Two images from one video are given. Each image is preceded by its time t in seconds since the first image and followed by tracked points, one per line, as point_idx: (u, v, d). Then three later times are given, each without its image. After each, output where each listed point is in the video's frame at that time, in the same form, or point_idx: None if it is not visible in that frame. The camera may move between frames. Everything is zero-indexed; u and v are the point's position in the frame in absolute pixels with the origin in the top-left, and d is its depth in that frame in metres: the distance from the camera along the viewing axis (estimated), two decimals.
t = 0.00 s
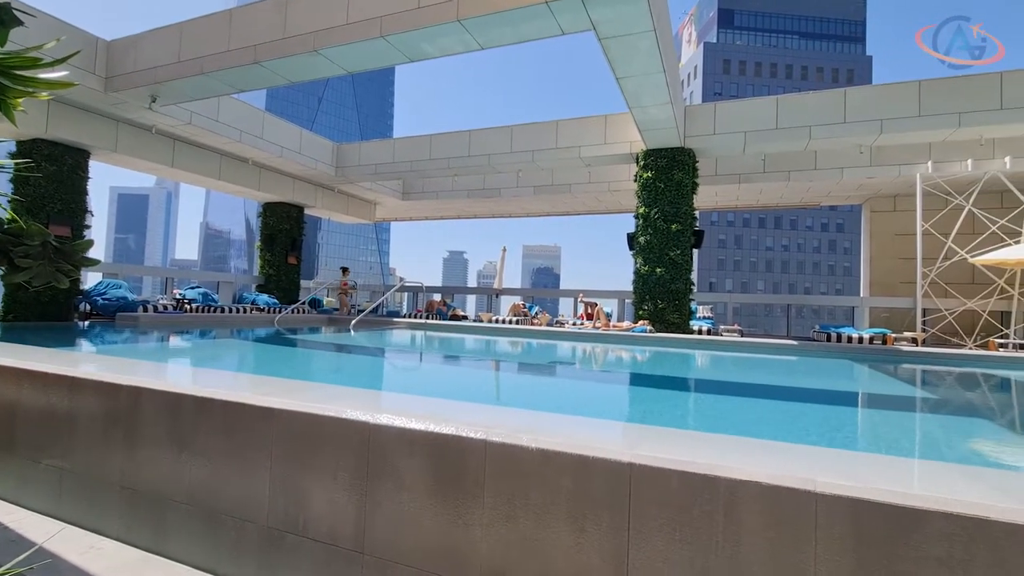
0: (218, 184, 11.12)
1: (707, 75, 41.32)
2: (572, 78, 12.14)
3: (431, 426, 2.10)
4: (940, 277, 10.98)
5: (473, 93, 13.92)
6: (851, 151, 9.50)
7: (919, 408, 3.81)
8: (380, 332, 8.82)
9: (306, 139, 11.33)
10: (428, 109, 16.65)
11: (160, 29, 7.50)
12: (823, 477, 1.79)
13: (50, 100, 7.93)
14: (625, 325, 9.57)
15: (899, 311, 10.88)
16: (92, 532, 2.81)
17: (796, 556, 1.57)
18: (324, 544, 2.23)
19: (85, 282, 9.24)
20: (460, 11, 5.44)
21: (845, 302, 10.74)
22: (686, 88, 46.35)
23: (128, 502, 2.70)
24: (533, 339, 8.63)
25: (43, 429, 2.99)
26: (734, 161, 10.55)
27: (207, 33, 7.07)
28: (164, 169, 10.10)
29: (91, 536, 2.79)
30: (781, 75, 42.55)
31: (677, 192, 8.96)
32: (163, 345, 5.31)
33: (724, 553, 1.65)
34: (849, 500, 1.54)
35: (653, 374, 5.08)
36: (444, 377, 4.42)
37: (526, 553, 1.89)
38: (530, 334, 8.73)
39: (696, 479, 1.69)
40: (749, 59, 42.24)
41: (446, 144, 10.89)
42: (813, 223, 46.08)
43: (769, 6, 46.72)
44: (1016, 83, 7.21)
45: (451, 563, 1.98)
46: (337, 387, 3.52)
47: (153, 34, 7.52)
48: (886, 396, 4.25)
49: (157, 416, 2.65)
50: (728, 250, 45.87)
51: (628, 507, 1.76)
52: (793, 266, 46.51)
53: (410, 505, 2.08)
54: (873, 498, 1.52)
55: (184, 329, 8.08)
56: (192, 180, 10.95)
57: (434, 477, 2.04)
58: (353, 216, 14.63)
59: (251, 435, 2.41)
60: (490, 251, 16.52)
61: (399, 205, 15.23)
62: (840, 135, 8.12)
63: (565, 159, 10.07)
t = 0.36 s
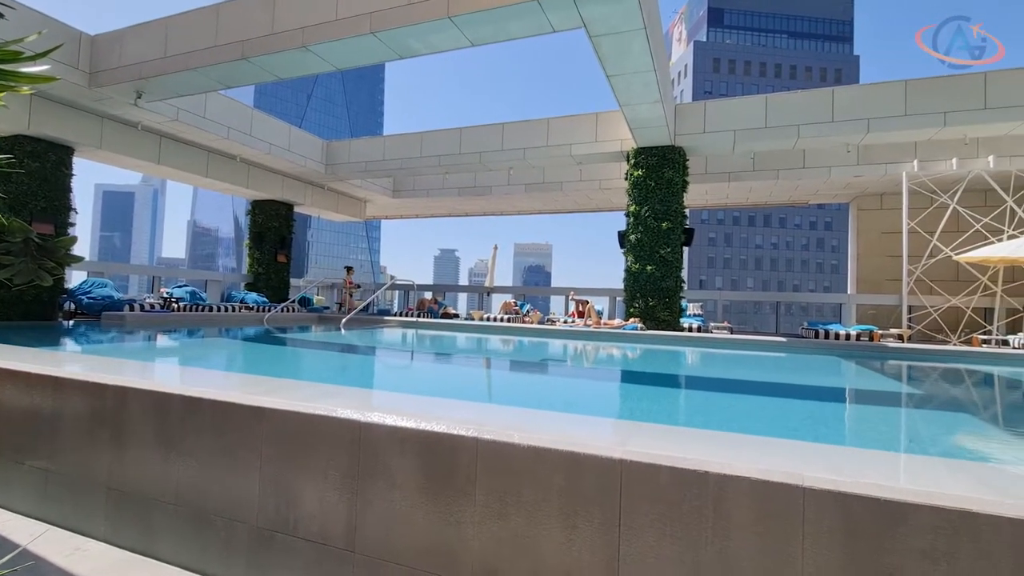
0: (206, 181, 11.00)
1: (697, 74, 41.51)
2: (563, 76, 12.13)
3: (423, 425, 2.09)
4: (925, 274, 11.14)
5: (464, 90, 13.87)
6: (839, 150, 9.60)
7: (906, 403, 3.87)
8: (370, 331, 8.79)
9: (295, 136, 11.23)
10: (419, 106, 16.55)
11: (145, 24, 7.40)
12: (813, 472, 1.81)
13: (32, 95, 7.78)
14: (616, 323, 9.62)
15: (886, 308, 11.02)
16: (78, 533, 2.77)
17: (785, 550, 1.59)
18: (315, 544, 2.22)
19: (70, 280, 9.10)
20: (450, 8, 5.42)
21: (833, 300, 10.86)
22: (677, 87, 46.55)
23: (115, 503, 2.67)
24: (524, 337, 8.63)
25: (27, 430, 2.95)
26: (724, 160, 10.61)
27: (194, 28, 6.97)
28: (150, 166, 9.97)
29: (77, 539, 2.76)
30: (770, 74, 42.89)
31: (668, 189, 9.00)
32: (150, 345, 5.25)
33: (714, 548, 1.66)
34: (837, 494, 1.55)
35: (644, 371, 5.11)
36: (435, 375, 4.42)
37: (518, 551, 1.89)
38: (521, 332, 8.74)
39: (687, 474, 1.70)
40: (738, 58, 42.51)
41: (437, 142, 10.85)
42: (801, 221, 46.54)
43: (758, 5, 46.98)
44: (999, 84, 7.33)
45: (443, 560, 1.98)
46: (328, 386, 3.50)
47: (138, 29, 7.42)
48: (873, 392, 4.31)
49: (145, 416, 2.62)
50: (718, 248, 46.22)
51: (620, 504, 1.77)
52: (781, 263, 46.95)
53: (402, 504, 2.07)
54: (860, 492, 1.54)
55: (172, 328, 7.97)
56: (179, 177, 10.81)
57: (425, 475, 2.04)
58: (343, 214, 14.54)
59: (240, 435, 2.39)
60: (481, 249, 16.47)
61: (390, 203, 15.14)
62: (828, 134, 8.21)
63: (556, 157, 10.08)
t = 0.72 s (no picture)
0: (192, 178, 10.86)
1: (687, 72, 41.68)
2: (554, 74, 12.12)
3: (413, 423, 2.09)
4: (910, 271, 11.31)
5: (454, 87, 13.81)
6: (826, 148, 9.70)
7: (890, 399, 3.93)
8: (360, 329, 8.75)
9: (284, 132, 11.12)
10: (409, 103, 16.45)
11: (130, 18, 7.29)
12: (801, 467, 1.83)
13: (12, 90, 7.62)
14: (606, 320, 9.66)
15: (871, 305, 11.17)
16: (61, 536, 2.73)
17: (773, 545, 1.61)
18: (304, 544, 2.20)
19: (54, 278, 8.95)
20: (441, 5, 5.39)
21: (820, 297, 10.97)
22: (666, 86, 46.71)
23: (100, 504, 2.63)
24: (515, 334, 8.63)
25: (9, 431, 2.90)
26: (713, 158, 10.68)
27: (180, 22, 6.88)
28: (135, 162, 9.82)
29: (61, 541, 2.72)
30: (759, 74, 43.19)
31: (658, 188, 9.04)
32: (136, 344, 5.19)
33: (703, 542, 1.68)
34: (824, 488, 1.57)
35: (634, 369, 5.13)
36: (425, 373, 4.41)
37: (509, 549, 1.89)
38: (512, 330, 8.75)
39: (676, 470, 1.72)
40: (727, 57, 42.76)
41: (427, 139, 10.80)
42: (789, 219, 46.99)
43: (747, 5, 47.23)
44: (983, 84, 7.44)
45: (433, 558, 1.98)
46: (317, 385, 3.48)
47: (122, 23, 7.30)
48: (859, 388, 4.37)
49: (131, 417, 2.59)
50: (707, 246, 46.55)
51: (610, 500, 1.78)
52: (769, 261, 47.41)
53: (393, 503, 2.07)
54: (846, 486, 1.56)
55: (158, 327, 7.87)
56: (165, 174, 10.67)
57: (416, 474, 2.03)
58: (333, 212, 14.43)
59: (228, 435, 2.36)
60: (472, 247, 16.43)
61: (380, 201, 15.05)
62: (815, 133, 8.29)
63: (547, 154, 10.08)
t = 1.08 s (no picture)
0: (177, 175, 10.71)
1: (676, 72, 41.87)
2: (544, 72, 12.12)
3: (403, 421, 2.08)
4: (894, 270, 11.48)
5: (444, 85, 13.74)
6: (812, 148, 9.81)
7: (875, 395, 3.99)
8: (349, 328, 8.68)
9: (271, 129, 11.00)
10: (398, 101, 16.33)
11: (113, 12, 7.17)
12: (788, 463, 1.85)
13: None
14: (596, 318, 9.69)
15: (857, 303, 11.32)
16: (45, 538, 2.69)
17: (760, 540, 1.63)
18: (293, 544, 2.19)
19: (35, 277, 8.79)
20: (430, 2, 5.36)
21: (806, 295, 11.11)
22: (655, 85, 46.90)
23: (84, 506, 2.59)
24: (505, 333, 8.63)
25: None
26: (701, 157, 10.74)
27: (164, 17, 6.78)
28: (119, 159, 9.66)
29: (45, 543, 2.68)
30: (747, 74, 43.54)
31: (647, 186, 9.08)
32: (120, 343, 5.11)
33: (692, 538, 1.69)
34: (810, 483, 1.60)
35: (624, 366, 5.15)
36: (414, 372, 4.39)
37: (499, 546, 1.90)
38: (502, 328, 8.76)
39: (665, 467, 1.73)
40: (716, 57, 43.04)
41: (417, 137, 10.75)
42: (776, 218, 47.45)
43: (735, 5, 47.55)
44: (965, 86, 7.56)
45: (423, 556, 1.98)
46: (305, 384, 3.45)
47: (105, 17, 7.18)
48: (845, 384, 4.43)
49: (115, 417, 2.55)
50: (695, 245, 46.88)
51: (600, 497, 1.79)
52: (757, 260, 47.85)
53: (382, 502, 2.06)
54: (832, 481, 1.58)
55: (143, 326, 7.76)
56: (150, 171, 10.52)
57: (406, 473, 2.03)
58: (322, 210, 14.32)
59: (215, 434, 2.34)
60: (461, 245, 16.36)
61: (369, 198, 14.94)
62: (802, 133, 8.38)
63: (537, 153, 10.08)
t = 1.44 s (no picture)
0: (162, 172, 10.55)
1: (665, 71, 42.12)
2: (534, 71, 12.11)
3: (392, 420, 2.08)
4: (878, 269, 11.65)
5: (433, 83, 13.67)
6: (799, 148, 9.93)
7: (859, 392, 4.06)
8: (338, 327, 8.63)
9: (258, 126, 10.88)
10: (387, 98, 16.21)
11: (95, 6, 7.04)
12: (773, 459, 1.87)
13: None
14: (585, 316, 9.72)
15: (841, 302, 11.49)
16: (26, 541, 2.64)
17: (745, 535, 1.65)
18: (280, 544, 2.17)
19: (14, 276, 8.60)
20: None
21: (793, 293, 11.23)
22: (645, 84, 47.08)
23: (66, 508, 2.55)
24: (495, 331, 8.62)
25: None
26: (690, 157, 10.81)
27: (148, 11, 6.66)
28: (101, 155, 9.49)
29: (25, 545, 2.64)
30: (735, 75, 43.91)
31: (636, 185, 9.12)
32: (104, 343, 5.03)
33: (679, 534, 1.71)
34: (794, 479, 1.62)
35: (613, 365, 5.18)
36: (403, 371, 4.37)
37: (488, 544, 1.90)
38: (492, 327, 8.76)
39: (653, 463, 1.74)
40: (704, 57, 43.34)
41: (406, 135, 10.69)
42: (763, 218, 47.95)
43: (723, 6, 47.89)
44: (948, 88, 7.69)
45: (413, 555, 1.98)
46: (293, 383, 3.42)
47: (88, 11, 7.05)
48: (831, 382, 4.50)
49: (98, 417, 2.51)
50: (684, 244, 47.23)
51: (589, 494, 1.80)
52: (744, 259, 48.27)
53: (372, 501, 2.05)
54: (816, 476, 1.61)
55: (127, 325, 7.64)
56: (134, 168, 10.35)
57: (396, 473, 2.02)
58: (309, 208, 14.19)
59: (201, 434, 2.31)
60: (451, 244, 16.32)
61: (358, 196, 14.83)
62: (788, 134, 8.47)
63: (526, 151, 10.08)
